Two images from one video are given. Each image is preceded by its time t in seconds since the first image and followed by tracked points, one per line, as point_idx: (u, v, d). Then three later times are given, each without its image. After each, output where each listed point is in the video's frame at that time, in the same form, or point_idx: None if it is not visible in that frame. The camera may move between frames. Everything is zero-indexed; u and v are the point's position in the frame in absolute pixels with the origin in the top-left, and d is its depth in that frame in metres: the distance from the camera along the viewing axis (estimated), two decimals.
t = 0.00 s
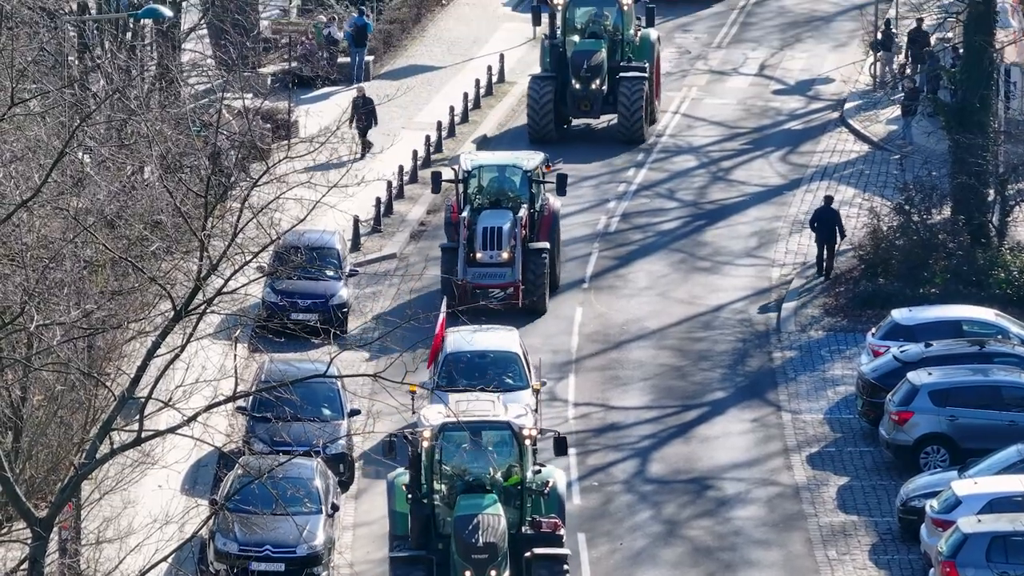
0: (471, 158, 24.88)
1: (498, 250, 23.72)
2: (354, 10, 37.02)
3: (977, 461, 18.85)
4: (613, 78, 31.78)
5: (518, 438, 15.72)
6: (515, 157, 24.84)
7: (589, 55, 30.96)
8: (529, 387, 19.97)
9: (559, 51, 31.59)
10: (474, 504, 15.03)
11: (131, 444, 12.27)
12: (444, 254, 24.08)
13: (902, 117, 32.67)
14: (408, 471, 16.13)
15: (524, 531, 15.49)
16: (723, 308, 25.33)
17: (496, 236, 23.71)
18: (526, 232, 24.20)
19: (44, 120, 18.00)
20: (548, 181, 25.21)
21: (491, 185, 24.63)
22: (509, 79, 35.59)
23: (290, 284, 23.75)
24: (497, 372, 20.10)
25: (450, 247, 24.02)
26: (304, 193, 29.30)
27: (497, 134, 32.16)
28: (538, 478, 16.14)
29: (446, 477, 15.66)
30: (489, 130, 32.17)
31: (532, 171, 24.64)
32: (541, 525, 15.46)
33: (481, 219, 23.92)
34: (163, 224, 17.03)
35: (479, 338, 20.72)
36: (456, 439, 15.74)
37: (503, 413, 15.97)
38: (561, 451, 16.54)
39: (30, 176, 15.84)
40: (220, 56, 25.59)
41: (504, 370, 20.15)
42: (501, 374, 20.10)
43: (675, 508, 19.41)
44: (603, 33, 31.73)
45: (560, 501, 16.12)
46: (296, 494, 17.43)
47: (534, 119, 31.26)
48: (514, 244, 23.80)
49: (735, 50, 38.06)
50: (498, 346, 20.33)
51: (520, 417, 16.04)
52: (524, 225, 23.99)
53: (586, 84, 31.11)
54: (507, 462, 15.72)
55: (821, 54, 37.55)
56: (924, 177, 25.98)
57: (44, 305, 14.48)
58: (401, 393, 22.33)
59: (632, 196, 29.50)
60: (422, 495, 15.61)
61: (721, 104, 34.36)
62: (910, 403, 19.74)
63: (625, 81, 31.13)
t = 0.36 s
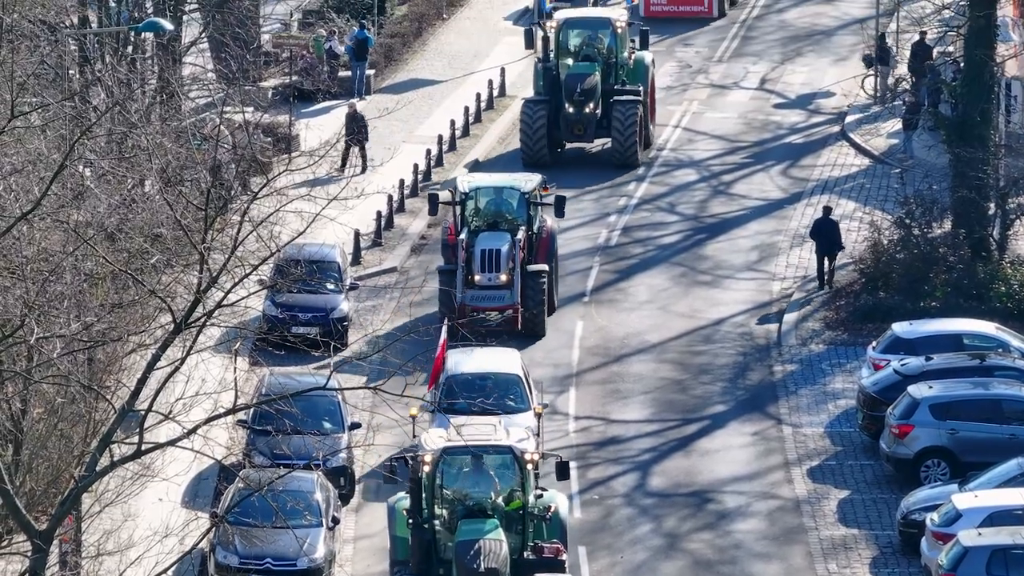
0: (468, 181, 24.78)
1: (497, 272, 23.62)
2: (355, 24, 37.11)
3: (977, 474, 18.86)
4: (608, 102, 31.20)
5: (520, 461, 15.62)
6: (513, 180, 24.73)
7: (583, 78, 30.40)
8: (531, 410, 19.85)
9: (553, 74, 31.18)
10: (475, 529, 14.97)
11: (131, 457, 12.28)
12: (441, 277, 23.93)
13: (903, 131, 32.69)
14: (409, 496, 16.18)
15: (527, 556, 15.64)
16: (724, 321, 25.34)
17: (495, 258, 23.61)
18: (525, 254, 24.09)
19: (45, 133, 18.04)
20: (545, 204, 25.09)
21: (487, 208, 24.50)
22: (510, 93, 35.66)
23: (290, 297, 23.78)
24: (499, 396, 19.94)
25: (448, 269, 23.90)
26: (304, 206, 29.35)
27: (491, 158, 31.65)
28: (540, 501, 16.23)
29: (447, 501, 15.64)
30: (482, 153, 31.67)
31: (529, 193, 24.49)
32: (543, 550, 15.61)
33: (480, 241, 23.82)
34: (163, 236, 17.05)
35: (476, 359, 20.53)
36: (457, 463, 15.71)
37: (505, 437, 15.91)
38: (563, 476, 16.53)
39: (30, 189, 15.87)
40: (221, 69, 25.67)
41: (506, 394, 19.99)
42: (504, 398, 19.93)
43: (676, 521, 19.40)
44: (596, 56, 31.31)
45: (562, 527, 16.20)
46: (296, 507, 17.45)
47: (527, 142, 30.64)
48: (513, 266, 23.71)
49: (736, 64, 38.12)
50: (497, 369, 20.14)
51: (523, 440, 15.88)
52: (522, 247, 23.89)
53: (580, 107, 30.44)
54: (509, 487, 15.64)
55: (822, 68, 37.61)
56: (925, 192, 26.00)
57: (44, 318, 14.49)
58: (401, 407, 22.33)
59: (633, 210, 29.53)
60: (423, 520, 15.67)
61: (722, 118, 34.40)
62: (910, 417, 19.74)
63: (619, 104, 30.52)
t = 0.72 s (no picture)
0: (466, 203, 24.35)
1: (498, 295, 23.32)
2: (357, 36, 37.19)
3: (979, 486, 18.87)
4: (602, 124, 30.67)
5: (523, 486, 15.57)
6: (512, 201, 24.38)
7: (578, 101, 29.79)
8: (534, 433, 19.72)
9: (548, 96, 30.46)
10: (478, 555, 14.90)
11: (132, 469, 12.30)
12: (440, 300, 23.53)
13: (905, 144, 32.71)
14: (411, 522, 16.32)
15: None
16: (726, 334, 25.35)
17: (495, 280, 23.32)
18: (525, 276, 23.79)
19: (47, 146, 18.10)
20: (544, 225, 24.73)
21: (486, 229, 24.10)
22: (512, 106, 35.72)
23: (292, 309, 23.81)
24: (501, 417, 19.84)
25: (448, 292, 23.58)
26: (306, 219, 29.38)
27: (484, 181, 31.01)
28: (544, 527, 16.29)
29: (450, 526, 15.67)
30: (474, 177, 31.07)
31: (529, 215, 24.16)
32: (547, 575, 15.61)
33: (479, 264, 23.52)
34: (165, 249, 17.10)
35: (477, 379, 20.53)
36: (459, 488, 15.79)
37: (508, 462, 15.87)
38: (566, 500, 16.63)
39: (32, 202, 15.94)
40: (224, 82, 25.74)
41: (509, 415, 19.89)
42: (506, 420, 19.81)
43: (678, 534, 19.39)
44: (592, 78, 30.68)
45: (565, 552, 16.38)
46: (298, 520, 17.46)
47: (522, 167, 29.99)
48: (513, 288, 23.41)
49: (738, 77, 38.17)
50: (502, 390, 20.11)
51: (525, 465, 15.87)
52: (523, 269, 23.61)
53: (575, 130, 29.84)
54: (512, 511, 15.63)
55: (824, 81, 37.66)
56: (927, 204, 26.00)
57: (46, 330, 14.54)
58: (404, 419, 22.34)
59: (635, 223, 29.55)
60: (427, 545, 15.83)
61: (724, 131, 34.45)
62: (913, 430, 19.74)
63: (615, 127, 30.08)
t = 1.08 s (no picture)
0: (465, 225, 24.16)
1: (498, 317, 23.10)
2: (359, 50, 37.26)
3: (982, 500, 18.87)
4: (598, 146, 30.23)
5: (528, 511, 15.63)
6: (511, 223, 24.11)
7: (572, 122, 29.53)
8: (537, 454, 19.63)
9: (543, 118, 30.13)
10: None
11: (135, 483, 12.31)
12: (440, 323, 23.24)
13: (907, 157, 32.74)
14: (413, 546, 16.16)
15: None
16: (729, 347, 25.35)
17: (495, 303, 23.10)
18: (525, 299, 23.58)
19: (49, 159, 18.13)
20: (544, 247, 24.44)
21: (485, 252, 23.84)
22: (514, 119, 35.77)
23: (294, 322, 23.81)
24: (505, 440, 19.70)
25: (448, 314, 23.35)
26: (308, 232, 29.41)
27: (478, 205, 30.49)
28: (548, 552, 16.20)
29: (452, 550, 15.68)
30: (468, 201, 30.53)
31: (529, 237, 23.89)
32: None
33: (478, 286, 23.30)
34: (168, 263, 17.12)
35: (479, 400, 20.40)
36: (462, 513, 15.79)
37: (512, 486, 15.98)
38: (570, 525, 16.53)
39: (34, 215, 15.97)
40: (226, 95, 25.80)
41: (512, 437, 19.77)
42: (509, 442, 19.71)
43: (680, 547, 19.38)
44: (587, 99, 30.21)
45: None
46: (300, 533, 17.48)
47: (517, 189, 29.73)
48: (514, 311, 23.18)
49: (740, 90, 38.22)
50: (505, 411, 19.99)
51: (529, 490, 16.04)
52: (523, 291, 23.40)
53: (570, 153, 29.52)
54: (516, 536, 15.67)
55: (826, 95, 37.71)
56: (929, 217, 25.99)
57: (49, 344, 14.56)
58: (406, 432, 22.35)
59: (637, 236, 29.58)
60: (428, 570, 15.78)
61: (727, 144, 34.48)
62: (915, 442, 19.73)
63: (610, 149, 29.75)
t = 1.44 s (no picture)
0: (464, 247, 23.74)
1: (497, 342, 22.58)
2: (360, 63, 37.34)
3: (982, 513, 18.87)
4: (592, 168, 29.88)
5: (528, 537, 15.85)
6: (510, 246, 23.70)
7: (567, 144, 29.10)
8: (539, 476, 19.40)
9: (537, 139, 29.78)
10: None
11: (135, 496, 12.36)
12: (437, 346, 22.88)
13: (907, 170, 32.77)
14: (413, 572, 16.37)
15: None
16: (729, 360, 25.37)
17: (494, 327, 22.56)
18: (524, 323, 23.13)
19: (49, 172, 18.17)
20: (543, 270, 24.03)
21: (483, 274, 23.40)
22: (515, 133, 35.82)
23: (294, 336, 23.82)
24: (506, 463, 19.50)
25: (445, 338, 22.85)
26: (308, 245, 29.45)
27: (471, 227, 30.08)
28: None
29: None
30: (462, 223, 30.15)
31: (528, 260, 23.48)
32: None
33: (476, 310, 22.78)
34: (168, 276, 17.16)
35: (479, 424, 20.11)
36: (463, 539, 16.00)
37: (513, 512, 16.23)
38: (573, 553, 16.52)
39: (34, 229, 16.01)
40: (226, 109, 25.84)
41: (513, 459, 19.53)
42: (510, 464, 19.48)
43: (680, 560, 19.38)
44: (581, 121, 29.85)
45: None
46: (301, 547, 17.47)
47: (510, 211, 29.16)
48: (513, 335, 22.69)
49: (740, 103, 38.27)
50: (505, 433, 19.73)
51: (531, 516, 16.25)
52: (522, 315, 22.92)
53: (564, 175, 29.17)
54: (517, 562, 15.80)
55: (826, 108, 37.77)
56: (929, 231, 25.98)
57: (49, 357, 14.60)
58: (406, 446, 22.36)
59: (637, 250, 29.61)
60: None
61: (727, 157, 34.53)
62: (915, 456, 19.73)
63: (605, 171, 29.24)
